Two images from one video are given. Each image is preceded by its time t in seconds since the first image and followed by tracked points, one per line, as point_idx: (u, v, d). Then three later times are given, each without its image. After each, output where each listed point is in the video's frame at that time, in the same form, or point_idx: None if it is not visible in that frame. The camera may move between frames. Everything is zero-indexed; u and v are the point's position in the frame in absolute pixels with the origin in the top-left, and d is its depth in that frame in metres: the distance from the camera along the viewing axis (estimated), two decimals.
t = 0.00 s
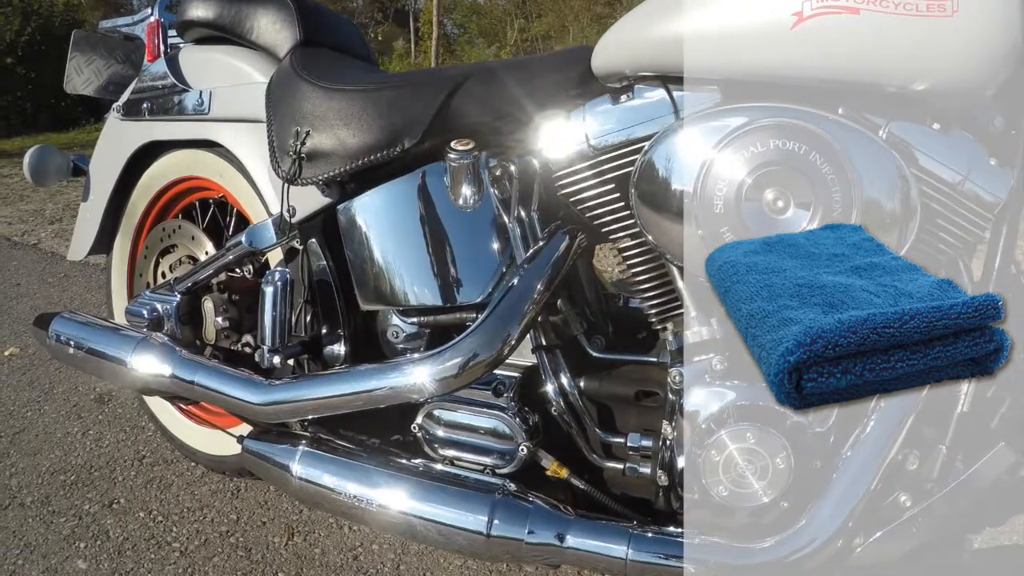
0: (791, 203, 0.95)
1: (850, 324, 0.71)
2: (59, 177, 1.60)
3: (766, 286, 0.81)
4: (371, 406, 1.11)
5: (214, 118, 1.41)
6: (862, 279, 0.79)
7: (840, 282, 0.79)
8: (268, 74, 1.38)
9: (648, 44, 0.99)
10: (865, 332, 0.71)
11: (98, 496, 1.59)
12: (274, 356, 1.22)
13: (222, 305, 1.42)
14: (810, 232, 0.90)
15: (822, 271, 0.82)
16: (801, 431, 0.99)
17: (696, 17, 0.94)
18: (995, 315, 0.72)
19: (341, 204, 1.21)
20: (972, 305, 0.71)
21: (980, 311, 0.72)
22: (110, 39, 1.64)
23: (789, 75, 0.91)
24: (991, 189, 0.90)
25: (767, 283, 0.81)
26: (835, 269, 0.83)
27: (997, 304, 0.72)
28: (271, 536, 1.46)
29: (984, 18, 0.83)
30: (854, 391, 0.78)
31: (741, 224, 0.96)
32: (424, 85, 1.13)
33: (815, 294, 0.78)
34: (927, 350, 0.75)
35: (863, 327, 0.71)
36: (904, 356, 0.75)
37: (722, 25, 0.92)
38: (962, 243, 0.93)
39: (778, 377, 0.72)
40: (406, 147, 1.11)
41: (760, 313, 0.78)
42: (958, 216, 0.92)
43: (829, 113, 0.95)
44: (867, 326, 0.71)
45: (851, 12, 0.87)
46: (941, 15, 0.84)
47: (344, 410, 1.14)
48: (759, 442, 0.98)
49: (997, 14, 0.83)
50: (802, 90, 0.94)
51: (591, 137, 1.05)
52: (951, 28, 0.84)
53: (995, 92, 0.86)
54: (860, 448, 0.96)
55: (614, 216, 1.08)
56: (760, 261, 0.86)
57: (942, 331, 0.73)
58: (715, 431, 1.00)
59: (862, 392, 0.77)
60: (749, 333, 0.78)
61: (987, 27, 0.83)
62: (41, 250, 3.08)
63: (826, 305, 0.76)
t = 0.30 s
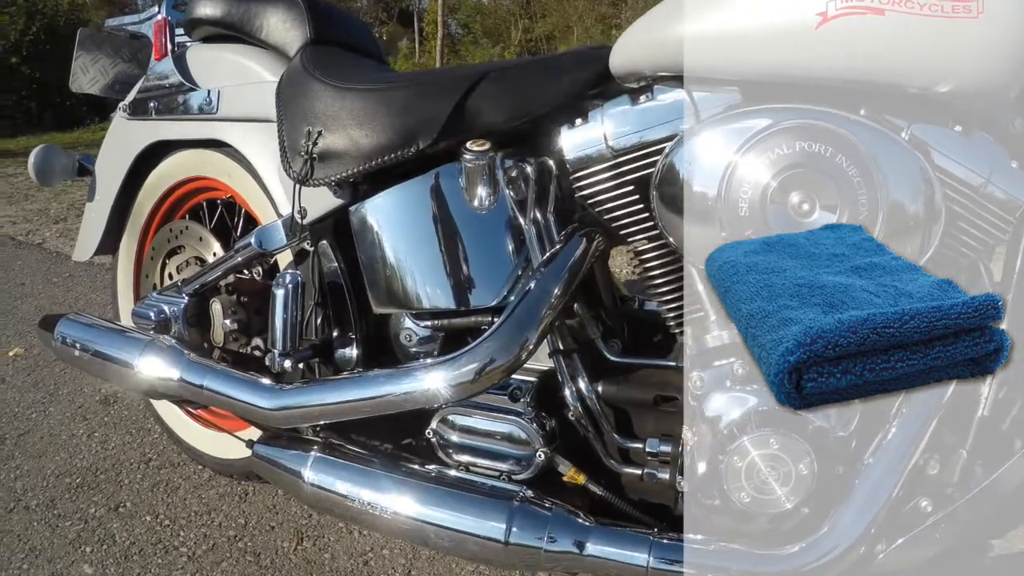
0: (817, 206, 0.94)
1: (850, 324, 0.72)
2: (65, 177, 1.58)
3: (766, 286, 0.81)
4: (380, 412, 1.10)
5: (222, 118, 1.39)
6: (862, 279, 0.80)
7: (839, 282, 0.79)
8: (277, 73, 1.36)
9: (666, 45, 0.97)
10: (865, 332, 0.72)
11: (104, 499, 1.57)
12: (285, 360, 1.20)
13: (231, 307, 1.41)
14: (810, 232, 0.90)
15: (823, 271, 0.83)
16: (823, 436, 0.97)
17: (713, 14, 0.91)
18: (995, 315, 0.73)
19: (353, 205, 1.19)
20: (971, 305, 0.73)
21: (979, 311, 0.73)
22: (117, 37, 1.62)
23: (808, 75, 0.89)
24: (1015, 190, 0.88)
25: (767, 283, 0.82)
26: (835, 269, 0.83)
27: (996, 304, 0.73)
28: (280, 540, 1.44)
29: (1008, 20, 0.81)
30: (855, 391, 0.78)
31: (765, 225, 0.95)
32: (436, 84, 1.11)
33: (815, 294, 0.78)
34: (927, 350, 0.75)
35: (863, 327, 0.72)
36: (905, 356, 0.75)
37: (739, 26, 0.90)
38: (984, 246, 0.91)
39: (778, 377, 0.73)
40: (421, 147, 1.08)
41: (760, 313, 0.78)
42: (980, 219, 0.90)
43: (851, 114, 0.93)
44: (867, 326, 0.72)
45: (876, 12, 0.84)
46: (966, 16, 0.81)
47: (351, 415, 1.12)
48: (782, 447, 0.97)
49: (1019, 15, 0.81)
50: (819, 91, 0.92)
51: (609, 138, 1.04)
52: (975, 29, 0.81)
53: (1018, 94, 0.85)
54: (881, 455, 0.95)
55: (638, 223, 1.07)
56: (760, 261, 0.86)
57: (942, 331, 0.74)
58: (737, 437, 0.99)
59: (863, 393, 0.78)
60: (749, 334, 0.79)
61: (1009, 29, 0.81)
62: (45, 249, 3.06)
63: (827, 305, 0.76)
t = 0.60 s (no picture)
0: (835, 207, 0.93)
1: (849, 324, 0.71)
2: (69, 177, 1.57)
3: (766, 286, 0.81)
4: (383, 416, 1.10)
5: (229, 117, 1.38)
6: (862, 280, 0.79)
7: (839, 282, 0.79)
8: (284, 72, 1.34)
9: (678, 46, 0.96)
10: (865, 332, 0.71)
11: (108, 501, 1.56)
12: (293, 362, 1.19)
13: (237, 309, 1.41)
14: (811, 231, 0.90)
15: (822, 271, 0.82)
16: (839, 438, 0.96)
17: (727, 13, 0.90)
18: (995, 315, 0.72)
19: (362, 206, 1.17)
20: (971, 305, 0.71)
21: (979, 311, 0.72)
22: (122, 36, 1.61)
23: (824, 75, 0.87)
24: None
25: (768, 283, 0.82)
26: (835, 270, 0.82)
27: (996, 304, 0.71)
28: (287, 543, 1.43)
29: None
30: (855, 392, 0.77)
31: (782, 228, 0.95)
32: (446, 84, 1.09)
33: (815, 294, 0.78)
34: (926, 350, 0.74)
35: (863, 327, 0.71)
36: (905, 356, 0.74)
37: (753, 27, 0.89)
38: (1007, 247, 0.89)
39: (778, 377, 0.72)
40: (431, 147, 1.07)
41: (760, 313, 0.78)
42: (996, 221, 0.89)
43: (867, 115, 0.91)
44: (867, 326, 0.71)
45: (893, 12, 0.83)
46: (983, 17, 0.80)
47: (359, 419, 1.12)
48: (799, 451, 0.96)
49: None
50: (832, 91, 0.91)
51: (620, 138, 1.03)
52: (991, 30, 0.80)
53: None
54: (897, 462, 0.94)
55: (653, 227, 1.06)
56: (760, 261, 0.86)
57: (942, 332, 0.73)
58: (753, 440, 0.97)
59: (863, 393, 0.77)
60: (749, 334, 0.79)
61: None
62: (49, 249, 3.05)
63: (826, 306, 0.76)
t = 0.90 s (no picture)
0: (853, 208, 0.92)
1: (849, 324, 0.71)
2: (73, 176, 1.56)
3: (766, 286, 0.81)
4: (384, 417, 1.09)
5: (236, 117, 1.37)
6: (862, 279, 0.79)
7: (837, 282, 0.78)
8: (291, 71, 1.33)
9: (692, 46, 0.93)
10: (865, 332, 0.71)
11: (112, 503, 1.55)
12: (302, 364, 1.18)
13: (243, 310, 1.40)
14: (811, 232, 0.90)
15: (820, 271, 0.82)
16: (855, 440, 0.95)
17: (741, 12, 0.89)
18: (995, 315, 0.71)
19: (372, 206, 1.16)
20: (971, 305, 0.71)
21: (979, 311, 0.71)
22: (126, 35, 1.60)
23: (839, 75, 0.86)
24: None
25: (768, 283, 0.81)
26: (835, 271, 0.82)
27: (997, 303, 0.71)
28: (293, 546, 1.42)
29: None
30: (856, 392, 0.77)
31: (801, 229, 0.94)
32: (457, 83, 1.08)
33: (815, 294, 0.77)
34: (926, 350, 0.73)
35: (863, 327, 0.71)
36: (905, 356, 0.74)
37: (767, 26, 0.87)
38: None
39: (778, 377, 0.71)
40: (442, 147, 1.06)
41: (760, 313, 0.77)
42: (1013, 222, 0.88)
43: (884, 115, 0.90)
44: (867, 326, 0.71)
45: (911, 12, 0.81)
46: (1001, 17, 0.78)
47: (366, 422, 1.11)
48: (815, 454, 0.95)
49: None
50: (847, 92, 0.89)
51: (633, 137, 1.03)
52: (1010, 31, 0.78)
53: None
54: (913, 466, 0.93)
55: (665, 224, 1.07)
56: (759, 261, 0.86)
57: (942, 332, 0.72)
58: (769, 444, 0.97)
59: (864, 394, 0.76)
60: (749, 333, 0.78)
61: None
62: (53, 248, 3.03)
63: (826, 306, 0.75)
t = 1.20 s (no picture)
0: (873, 210, 0.92)
1: (850, 324, 0.73)
2: (78, 175, 1.56)
3: (766, 286, 0.83)
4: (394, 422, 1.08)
5: (243, 116, 1.35)
6: (862, 280, 0.81)
7: (837, 282, 0.80)
8: (299, 69, 1.32)
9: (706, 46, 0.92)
10: (865, 332, 0.73)
11: (117, 505, 1.54)
12: (311, 367, 1.16)
13: (251, 310, 1.38)
14: (811, 232, 0.91)
15: (820, 271, 0.84)
16: (872, 442, 0.94)
17: (757, 11, 0.88)
18: (995, 315, 0.73)
19: (382, 207, 1.15)
20: (971, 305, 0.73)
21: (979, 311, 0.73)
22: (132, 33, 1.59)
23: (856, 76, 0.85)
24: None
25: (768, 284, 0.83)
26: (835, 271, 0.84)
27: (996, 304, 0.73)
28: (301, 549, 1.41)
29: None
30: (855, 391, 0.78)
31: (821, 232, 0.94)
32: (469, 82, 1.07)
33: (815, 294, 0.79)
34: (926, 350, 0.75)
35: (863, 327, 0.73)
36: (905, 356, 0.76)
37: (783, 26, 0.86)
38: None
39: (779, 377, 0.73)
40: (456, 147, 1.04)
41: (760, 313, 0.79)
42: None
43: (901, 116, 0.89)
44: (867, 326, 0.73)
45: (929, 12, 0.81)
46: (1019, 17, 0.78)
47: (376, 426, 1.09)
48: (833, 457, 0.95)
49: None
50: (865, 92, 0.89)
51: (648, 136, 1.02)
52: None
53: None
54: (929, 468, 0.92)
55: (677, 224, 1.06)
56: (760, 261, 0.87)
57: (942, 331, 0.74)
58: (785, 448, 0.96)
59: (863, 393, 0.78)
60: (749, 333, 0.80)
61: None
62: (57, 247, 3.02)
63: (827, 306, 0.77)
